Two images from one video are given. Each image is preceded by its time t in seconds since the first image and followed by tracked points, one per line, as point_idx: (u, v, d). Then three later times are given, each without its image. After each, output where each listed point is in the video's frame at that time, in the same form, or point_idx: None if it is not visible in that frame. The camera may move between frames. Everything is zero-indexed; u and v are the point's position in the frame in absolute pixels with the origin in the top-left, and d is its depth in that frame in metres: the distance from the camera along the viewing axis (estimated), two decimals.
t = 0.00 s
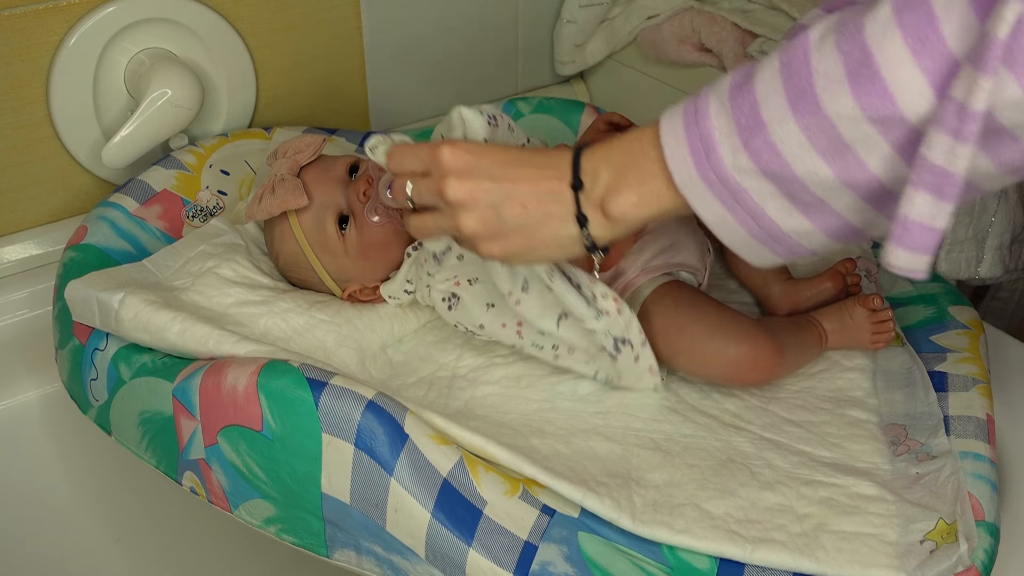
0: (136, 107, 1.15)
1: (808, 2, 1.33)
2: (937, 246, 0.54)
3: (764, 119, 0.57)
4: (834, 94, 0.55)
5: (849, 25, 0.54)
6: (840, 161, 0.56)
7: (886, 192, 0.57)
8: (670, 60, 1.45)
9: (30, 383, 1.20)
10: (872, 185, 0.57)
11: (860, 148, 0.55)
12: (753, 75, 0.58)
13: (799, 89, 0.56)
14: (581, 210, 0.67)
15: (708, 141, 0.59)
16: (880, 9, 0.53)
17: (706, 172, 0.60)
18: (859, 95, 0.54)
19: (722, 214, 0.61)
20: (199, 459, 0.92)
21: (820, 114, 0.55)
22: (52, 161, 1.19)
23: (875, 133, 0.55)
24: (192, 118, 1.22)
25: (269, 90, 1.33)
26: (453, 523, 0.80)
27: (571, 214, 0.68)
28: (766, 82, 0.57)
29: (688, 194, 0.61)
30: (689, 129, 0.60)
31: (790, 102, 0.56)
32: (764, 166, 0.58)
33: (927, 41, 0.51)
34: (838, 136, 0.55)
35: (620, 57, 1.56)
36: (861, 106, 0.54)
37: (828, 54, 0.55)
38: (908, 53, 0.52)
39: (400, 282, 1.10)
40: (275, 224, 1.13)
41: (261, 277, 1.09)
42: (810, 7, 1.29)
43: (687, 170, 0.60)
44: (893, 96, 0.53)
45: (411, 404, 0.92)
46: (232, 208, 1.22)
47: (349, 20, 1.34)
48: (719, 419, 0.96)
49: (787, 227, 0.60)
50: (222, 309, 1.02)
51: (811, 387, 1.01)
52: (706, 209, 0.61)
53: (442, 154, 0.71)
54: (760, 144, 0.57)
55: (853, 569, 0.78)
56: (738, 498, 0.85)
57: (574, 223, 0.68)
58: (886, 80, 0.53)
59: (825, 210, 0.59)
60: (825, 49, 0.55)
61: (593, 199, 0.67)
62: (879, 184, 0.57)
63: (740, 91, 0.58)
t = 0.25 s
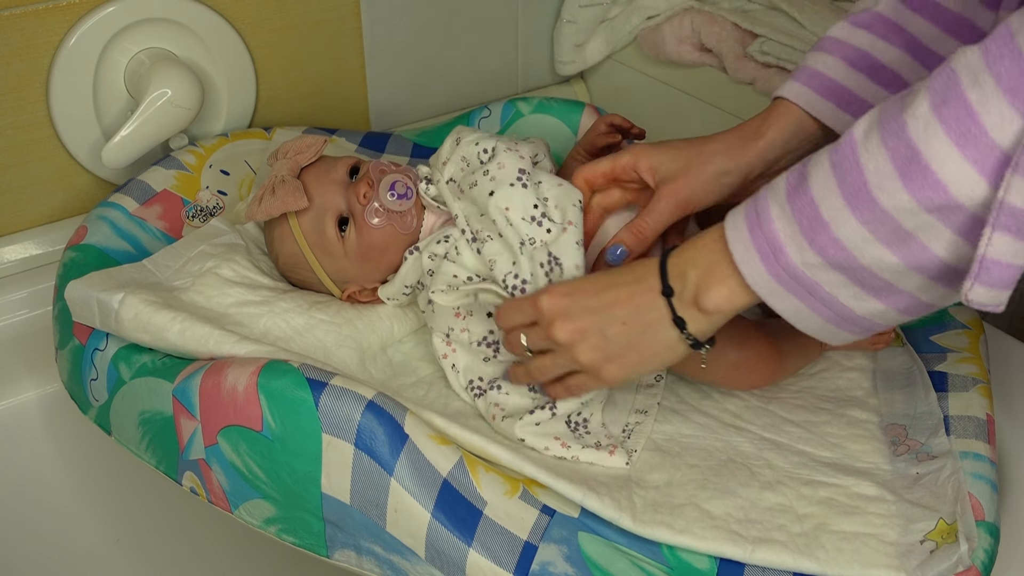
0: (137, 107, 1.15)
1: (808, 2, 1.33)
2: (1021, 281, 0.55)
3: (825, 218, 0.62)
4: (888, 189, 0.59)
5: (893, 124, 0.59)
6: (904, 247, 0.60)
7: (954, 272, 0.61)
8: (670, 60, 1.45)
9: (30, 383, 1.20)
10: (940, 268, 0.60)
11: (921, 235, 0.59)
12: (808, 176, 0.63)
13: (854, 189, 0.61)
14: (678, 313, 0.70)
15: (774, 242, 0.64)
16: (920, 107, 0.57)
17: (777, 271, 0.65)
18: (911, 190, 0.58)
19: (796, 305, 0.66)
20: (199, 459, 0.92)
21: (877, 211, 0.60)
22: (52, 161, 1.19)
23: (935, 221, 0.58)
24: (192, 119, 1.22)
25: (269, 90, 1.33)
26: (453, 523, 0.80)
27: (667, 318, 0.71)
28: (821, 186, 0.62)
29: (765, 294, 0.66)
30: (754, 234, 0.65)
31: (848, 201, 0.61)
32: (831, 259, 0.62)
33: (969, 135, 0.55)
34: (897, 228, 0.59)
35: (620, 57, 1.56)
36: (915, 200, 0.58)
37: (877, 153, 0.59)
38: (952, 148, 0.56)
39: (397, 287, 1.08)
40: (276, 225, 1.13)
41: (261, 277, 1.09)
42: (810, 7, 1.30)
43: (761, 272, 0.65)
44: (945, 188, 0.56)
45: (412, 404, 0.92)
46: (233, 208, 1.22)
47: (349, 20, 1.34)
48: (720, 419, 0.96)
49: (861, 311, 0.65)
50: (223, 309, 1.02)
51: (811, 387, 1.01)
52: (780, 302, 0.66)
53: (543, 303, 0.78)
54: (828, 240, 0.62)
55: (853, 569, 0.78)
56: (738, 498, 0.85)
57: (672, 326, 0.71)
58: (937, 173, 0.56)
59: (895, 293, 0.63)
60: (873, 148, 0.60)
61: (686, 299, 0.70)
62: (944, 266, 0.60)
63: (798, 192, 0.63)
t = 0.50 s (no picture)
0: (136, 108, 1.15)
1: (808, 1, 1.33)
2: None
3: (886, 259, 0.65)
4: (949, 236, 0.62)
5: (953, 173, 0.62)
6: (962, 285, 0.65)
7: (1005, 305, 0.65)
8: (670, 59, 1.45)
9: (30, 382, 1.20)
10: (994, 301, 0.65)
11: (980, 276, 0.64)
12: (865, 216, 0.67)
13: (916, 234, 0.64)
14: (747, 321, 0.74)
15: (835, 278, 0.68)
16: (983, 160, 0.60)
17: (836, 300, 0.69)
18: (972, 239, 0.61)
19: (853, 332, 0.71)
20: (199, 459, 0.92)
21: (938, 255, 0.63)
22: (52, 161, 1.19)
23: (994, 266, 0.62)
24: (192, 118, 1.22)
25: (269, 90, 1.33)
26: (453, 524, 0.80)
27: (737, 326, 0.76)
28: (881, 228, 0.65)
29: (822, 318, 0.70)
30: (814, 268, 0.69)
31: (908, 244, 0.64)
32: (892, 294, 0.67)
33: None
34: (957, 269, 0.64)
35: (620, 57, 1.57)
36: (976, 248, 0.62)
37: (938, 200, 0.63)
38: (1016, 202, 0.59)
39: (396, 287, 1.08)
40: (276, 225, 1.13)
41: (261, 277, 1.09)
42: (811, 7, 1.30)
43: (819, 300, 0.69)
44: (1007, 239, 0.60)
45: (412, 404, 0.92)
46: (232, 208, 1.22)
47: (349, 20, 1.34)
48: (720, 419, 0.96)
49: (917, 337, 0.70)
50: (223, 310, 1.02)
51: (811, 387, 1.01)
52: (838, 329, 0.71)
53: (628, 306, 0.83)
54: (888, 279, 0.66)
55: (853, 569, 0.78)
56: (738, 498, 0.85)
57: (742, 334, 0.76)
58: (999, 225, 0.60)
59: (948, 319, 0.68)
60: (934, 195, 0.63)
61: (756, 308, 0.74)
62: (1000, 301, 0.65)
63: (857, 231, 0.67)
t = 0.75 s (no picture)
0: (137, 108, 1.15)
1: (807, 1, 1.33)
2: None
3: (920, 272, 0.70)
4: (983, 250, 0.67)
5: (985, 192, 0.67)
6: (993, 296, 0.69)
7: None
8: (669, 59, 1.46)
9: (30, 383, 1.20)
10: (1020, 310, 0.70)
11: (1010, 287, 0.68)
12: (897, 231, 0.71)
13: (950, 249, 0.68)
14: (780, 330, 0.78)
15: (868, 290, 0.72)
16: (1015, 180, 0.65)
17: (869, 312, 0.73)
18: (1007, 254, 0.66)
19: (885, 341, 0.75)
20: (199, 459, 0.92)
21: (972, 268, 0.68)
22: (52, 161, 1.19)
23: None
24: (192, 118, 1.22)
25: (269, 90, 1.33)
26: (453, 524, 0.80)
27: (770, 335, 0.79)
28: (914, 243, 0.70)
29: (854, 328, 0.75)
30: (848, 283, 0.73)
31: (942, 259, 0.69)
32: (925, 305, 0.71)
33: None
34: (990, 281, 0.68)
35: (617, 56, 1.59)
36: (1010, 262, 0.66)
37: (970, 218, 0.67)
38: None
39: (396, 287, 1.08)
40: (276, 225, 1.13)
41: (260, 277, 1.09)
42: (810, 7, 1.31)
43: (853, 312, 0.73)
44: None
45: (412, 404, 0.92)
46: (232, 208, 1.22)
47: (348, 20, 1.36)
48: (720, 419, 0.96)
49: (944, 344, 0.75)
50: (222, 310, 1.02)
51: (811, 387, 1.01)
52: (871, 338, 0.75)
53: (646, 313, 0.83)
54: (922, 291, 0.71)
55: (853, 569, 0.78)
56: (738, 498, 0.85)
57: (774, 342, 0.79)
58: None
59: (975, 328, 0.73)
60: (967, 213, 0.67)
61: (788, 317, 0.77)
62: None
63: (890, 247, 0.71)
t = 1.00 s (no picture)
0: (137, 107, 1.15)
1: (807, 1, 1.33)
2: None
3: (951, 269, 0.73)
4: (1013, 245, 0.70)
5: (1013, 192, 0.70)
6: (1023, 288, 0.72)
7: None
8: (669, 59, 1.46)
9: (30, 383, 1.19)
10: None
11: None
12: (926, 230, 0.74)
13: (980, 247, 0.71)
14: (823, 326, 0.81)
15: (901, 288, 0.76)
16: None
17: (902, 308, 0.77)
18: None
19: (917, 333, 0.79)
20: (199, 459, 0.92)
21: (1002, 263, 0.71)
22: (52, 160, 1.19)
23: None
24: (192, 118, 1.22)
25: (269, 90, 1.33)
26: (453, 524, 0.80)
27: (811, 330, 0.82)
28: (944, 243, 0.73)
29: (887, 324, 0.79)
30: (880, 283, 0.76)
31: (973, 255, 0.72)
32: (957, 298, 0.75)
33: None
34: (1019, 274, 0.71)
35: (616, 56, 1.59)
36: None
37: (999, 216, 0.70)
38: None
39: (396, 287, 1.08)
40: (275, 224, 1.12)
41: (260, 276, 1.09)
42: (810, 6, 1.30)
43: (886, 310, 0.77)
44: None
45: (411, 404, 0.92)
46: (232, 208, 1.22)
47: (349, 20, 1.36)
48: (720, 419, 0.96)
49: (973, 333, 0.78)
50: (222, 310, 1.02)
51: (811, 386, 1.01)
52: (904, 331, 0.79)
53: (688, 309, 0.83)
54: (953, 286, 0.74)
55: (853, 569, 0.78)
56: (738, 498, 0.85)
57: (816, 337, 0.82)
58: None
59: (1004, 317, 0.76)
60: (996, 213, 0.71)
61: (832, 313, 0.80)
62: None
63: (920, 246, 0.74)
